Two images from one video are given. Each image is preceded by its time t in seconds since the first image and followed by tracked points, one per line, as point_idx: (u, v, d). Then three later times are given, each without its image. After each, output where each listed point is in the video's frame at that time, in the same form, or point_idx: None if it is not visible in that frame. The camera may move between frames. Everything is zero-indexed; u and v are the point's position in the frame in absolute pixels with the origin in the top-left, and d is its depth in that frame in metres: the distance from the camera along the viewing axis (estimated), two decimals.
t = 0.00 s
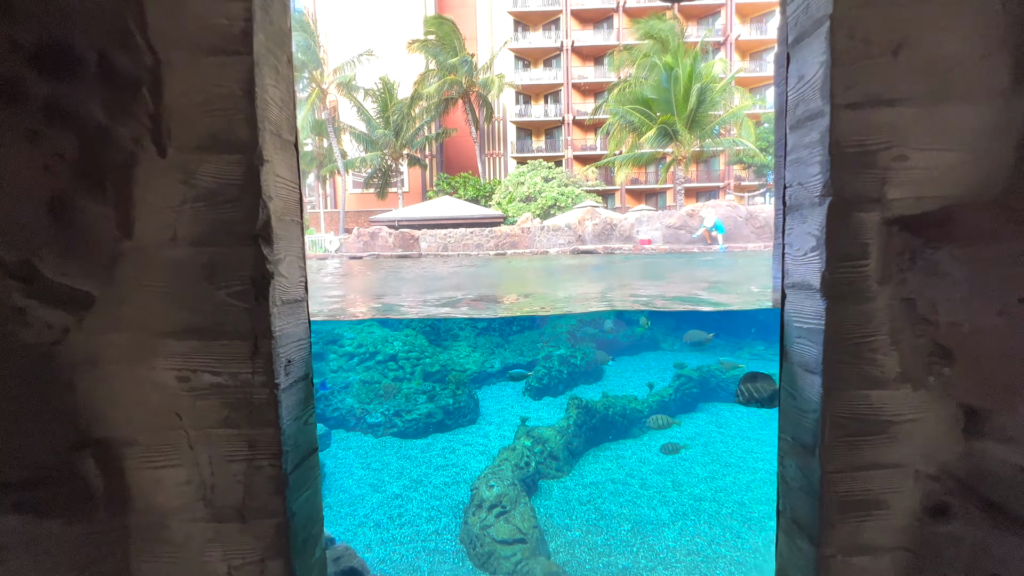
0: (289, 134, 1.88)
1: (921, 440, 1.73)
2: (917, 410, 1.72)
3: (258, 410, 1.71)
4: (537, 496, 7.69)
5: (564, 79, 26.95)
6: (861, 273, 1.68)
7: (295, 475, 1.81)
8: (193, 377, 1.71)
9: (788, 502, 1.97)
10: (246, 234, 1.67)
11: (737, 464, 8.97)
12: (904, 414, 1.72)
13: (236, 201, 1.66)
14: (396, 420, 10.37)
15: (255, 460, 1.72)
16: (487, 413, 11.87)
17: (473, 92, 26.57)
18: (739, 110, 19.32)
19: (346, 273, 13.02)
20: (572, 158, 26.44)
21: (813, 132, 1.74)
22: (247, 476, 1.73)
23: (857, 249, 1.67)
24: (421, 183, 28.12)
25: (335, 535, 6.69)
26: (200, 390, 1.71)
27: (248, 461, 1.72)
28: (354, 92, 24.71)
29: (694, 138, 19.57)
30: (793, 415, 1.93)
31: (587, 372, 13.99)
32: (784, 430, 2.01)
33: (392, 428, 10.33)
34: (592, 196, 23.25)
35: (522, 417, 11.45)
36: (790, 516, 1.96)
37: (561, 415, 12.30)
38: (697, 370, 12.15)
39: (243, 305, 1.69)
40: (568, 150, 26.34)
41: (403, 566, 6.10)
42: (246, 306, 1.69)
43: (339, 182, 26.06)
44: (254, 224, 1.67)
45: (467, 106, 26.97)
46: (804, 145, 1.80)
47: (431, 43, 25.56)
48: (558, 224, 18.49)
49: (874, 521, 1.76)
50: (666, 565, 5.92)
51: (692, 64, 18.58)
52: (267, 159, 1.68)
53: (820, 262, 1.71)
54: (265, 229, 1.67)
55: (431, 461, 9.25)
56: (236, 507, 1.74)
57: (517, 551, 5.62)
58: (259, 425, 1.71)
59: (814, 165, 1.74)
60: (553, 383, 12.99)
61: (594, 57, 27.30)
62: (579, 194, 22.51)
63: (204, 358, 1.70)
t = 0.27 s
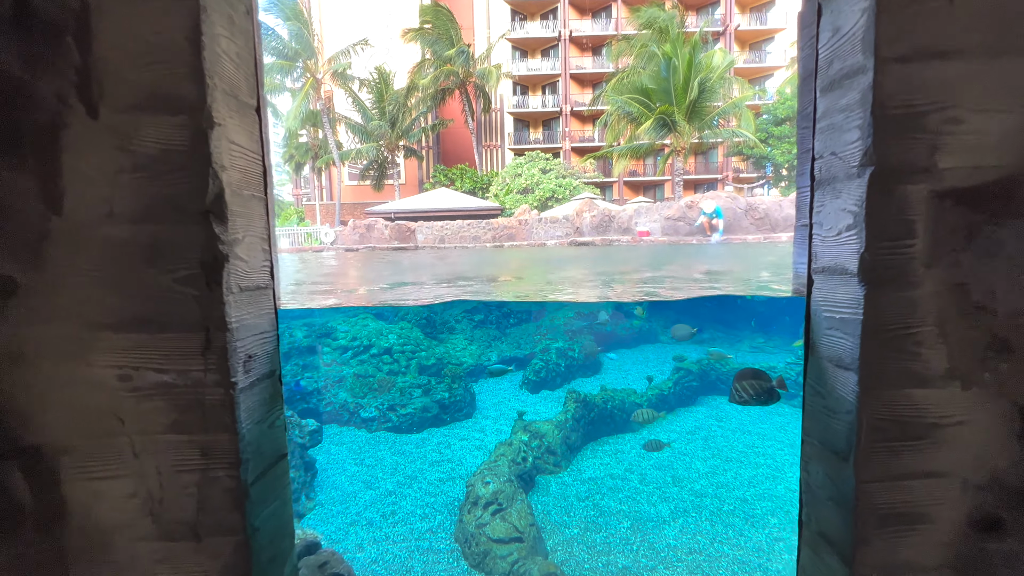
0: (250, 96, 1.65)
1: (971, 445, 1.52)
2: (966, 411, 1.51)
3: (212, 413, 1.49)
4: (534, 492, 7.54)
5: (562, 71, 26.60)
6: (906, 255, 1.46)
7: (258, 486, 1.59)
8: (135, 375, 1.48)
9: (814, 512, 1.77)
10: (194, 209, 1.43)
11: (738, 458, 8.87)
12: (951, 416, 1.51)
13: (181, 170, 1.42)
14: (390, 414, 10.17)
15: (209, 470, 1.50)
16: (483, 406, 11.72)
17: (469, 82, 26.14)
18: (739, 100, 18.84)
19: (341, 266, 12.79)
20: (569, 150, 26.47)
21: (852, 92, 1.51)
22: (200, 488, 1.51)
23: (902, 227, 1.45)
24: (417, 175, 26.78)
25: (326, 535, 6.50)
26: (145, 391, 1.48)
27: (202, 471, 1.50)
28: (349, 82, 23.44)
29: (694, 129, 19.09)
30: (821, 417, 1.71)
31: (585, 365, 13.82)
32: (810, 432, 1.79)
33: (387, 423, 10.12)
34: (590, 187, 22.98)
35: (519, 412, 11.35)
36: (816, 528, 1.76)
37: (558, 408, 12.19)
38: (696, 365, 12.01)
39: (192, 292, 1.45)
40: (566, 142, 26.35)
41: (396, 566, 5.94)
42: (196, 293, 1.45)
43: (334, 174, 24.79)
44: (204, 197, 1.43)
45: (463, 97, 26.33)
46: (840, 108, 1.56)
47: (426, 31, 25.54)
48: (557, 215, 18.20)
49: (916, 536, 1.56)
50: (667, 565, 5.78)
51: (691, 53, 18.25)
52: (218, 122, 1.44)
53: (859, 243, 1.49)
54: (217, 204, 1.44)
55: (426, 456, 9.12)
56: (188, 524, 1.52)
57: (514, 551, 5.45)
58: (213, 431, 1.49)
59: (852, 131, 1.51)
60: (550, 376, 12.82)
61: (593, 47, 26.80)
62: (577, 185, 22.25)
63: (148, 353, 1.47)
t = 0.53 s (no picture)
0: (193, 57, 1.43)
1: (1015, 455, 1.34)
2: (1012, 417, 1.33)
3: (147, 423, 1.28)
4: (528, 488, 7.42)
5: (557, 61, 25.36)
6: (949, 239, 1.27)
7: (205, 505, 1.39)
8: (57, 380, 1.27)
9: (833, 527, 1.59)
10: (121, 185, 1.21)
11: (735, 453, 8.80)
12: (995, 422, 1.33)
13: (104, 138, 1.21)
14: (381, 409, 9.98)
15: (146, 488, 1.30)
16: (477, 400, 11.58)
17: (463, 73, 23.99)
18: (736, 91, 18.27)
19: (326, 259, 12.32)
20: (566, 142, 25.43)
21: (888, 51, 1.30)
22: (136, 510, 1.31)
23: (945, 207, 1.26)
24: (411, 167, 25.62)
25: (314, 536, 6.33)
26: (69, 398, 1.28)
27: (137, 489, 1.30)
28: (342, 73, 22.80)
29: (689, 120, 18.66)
30: (844, 423, 1.53)
31: (580, 359, 13.68)
32: (830, 439, 1.61)
33: (377, 419, 9.92)
34: (586, 180, 22.60)
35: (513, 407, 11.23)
36: (836, 545, 1.58)
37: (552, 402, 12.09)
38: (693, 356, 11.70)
39: (121, 283, 1.24)
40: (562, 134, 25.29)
41: (386, 568, 5.79)
42: (125, 284, 1.24)
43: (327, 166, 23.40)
44: (131, 172, 1.21)
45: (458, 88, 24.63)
46: (873, 71, 1.36)
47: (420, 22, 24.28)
48: (552, 207, 17.99)
49: (952, 557, 1.38)
50: (664, 564, 5.67)
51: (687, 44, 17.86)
52: (149, 83, 1.22)
53: (894, 226, 1.30)
54: (148, 180, 1.22)
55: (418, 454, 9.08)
56: (123, 550, 1.31)
57: (507, 551, 5.32)
58: (149, 443, 1.28)
59: (888, 96, 1.31)
60: (545, 370, 12.64)
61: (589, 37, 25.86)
62: (573, 177, 21.85)
63: (71, 355, 1.27)
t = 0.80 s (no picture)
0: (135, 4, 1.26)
1: None
2: None
3: (82, 420, 1.12)
4: (520, 483, 7.33)
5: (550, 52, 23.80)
6: (987, 211, 1.13)
7: (152, 512, 1.23)
8: None
9: (847, 527, 1.48)
10: (43, 145, 1.05)
11: (729, 445, 8.75)
12: None
13: (22, 90, 1.04)
14: (371, 404, 9.87)
15: (82, 493, 1.15)
16: (470, 394, 11.47)
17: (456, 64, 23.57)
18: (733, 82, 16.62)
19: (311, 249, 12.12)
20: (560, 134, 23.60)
21: None
22: (71, 517, 1.15)
23: (982, 174, 1.12)
24: (404, 160, 24.92)
25: (302, 533, 6.21)
26: None
27: (72, 494, 1.15)
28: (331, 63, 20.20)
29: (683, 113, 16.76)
30: (860, 414, 1.41)
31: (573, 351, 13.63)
32: (845, 433, 1.48)
33: (367, 413, 9.73)
34: (580, 172, 21.87)
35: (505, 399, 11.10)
36: (850, 546, 1.47)
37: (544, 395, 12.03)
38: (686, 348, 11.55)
39: (46, 260, 1.08)
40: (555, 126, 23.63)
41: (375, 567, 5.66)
42: (50, 261, 1.07)
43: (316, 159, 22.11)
44: (55, 130, 1.05)
45: (450, 79, 24.11)
46: (900, 24, 1.22)
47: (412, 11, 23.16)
48: (545, 201, 17.81)
49: (980, 560, 1.26)
50: (659, 559, 5.59)
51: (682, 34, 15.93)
52: (76, 26, 1.06)
53: (924, 196, 1.16)
54: (76, 141, 1.06)
55: (408, 449, 9.13)
56: (56, 564, 1.16)
57: (500, 546, 5.23)
58: (85, 443, 1.13)
59: (919, 51, 1.17)
60: (537, 363, 12.55)
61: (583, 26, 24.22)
62: (566, 170, 21.25)
63: None
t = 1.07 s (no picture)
0: None
1: None
2: None
3: (12, 404, 1.00)
4: (511, 475, 7.31)
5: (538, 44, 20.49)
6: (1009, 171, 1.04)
7: (97, 506, 1.11)
8: None
9: (852, 513, 1.40)
10: None
11: (719, 436, 8.76)
12: None
13: None
14: (360, 398, 9.90)
15: (13, 485, 1.02)
16: (460, 387, 11.41)
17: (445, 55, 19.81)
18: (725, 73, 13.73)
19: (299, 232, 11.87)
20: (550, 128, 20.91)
21: None
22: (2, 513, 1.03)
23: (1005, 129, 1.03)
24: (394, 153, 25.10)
25: (288, 529, 6.13)
26: None
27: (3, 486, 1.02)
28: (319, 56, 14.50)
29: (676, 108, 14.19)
30: (866, 394, 1.33)
31: (563, 343, 13.70)
32: (851, 414, 1.40)
33: (356, 407, 9.86)
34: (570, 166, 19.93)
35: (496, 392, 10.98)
36: (854, 532, 1.39)
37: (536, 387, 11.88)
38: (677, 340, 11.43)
39: None
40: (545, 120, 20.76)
41: (363, 561, 5.56)
42: None
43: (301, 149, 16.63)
44: None
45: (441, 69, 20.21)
46: None
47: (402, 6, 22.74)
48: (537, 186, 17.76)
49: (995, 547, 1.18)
50: (649, 549, 5.57)
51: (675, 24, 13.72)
52: None
53: (943, 155, 1.06)
54: None
55: (398, 442, 8.98)
56: None
57: (489, 540, 5.28)
58: (17, 431, 1.00)
59: None
60: (528, 355, 12.51)
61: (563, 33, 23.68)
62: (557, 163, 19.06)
63: None
